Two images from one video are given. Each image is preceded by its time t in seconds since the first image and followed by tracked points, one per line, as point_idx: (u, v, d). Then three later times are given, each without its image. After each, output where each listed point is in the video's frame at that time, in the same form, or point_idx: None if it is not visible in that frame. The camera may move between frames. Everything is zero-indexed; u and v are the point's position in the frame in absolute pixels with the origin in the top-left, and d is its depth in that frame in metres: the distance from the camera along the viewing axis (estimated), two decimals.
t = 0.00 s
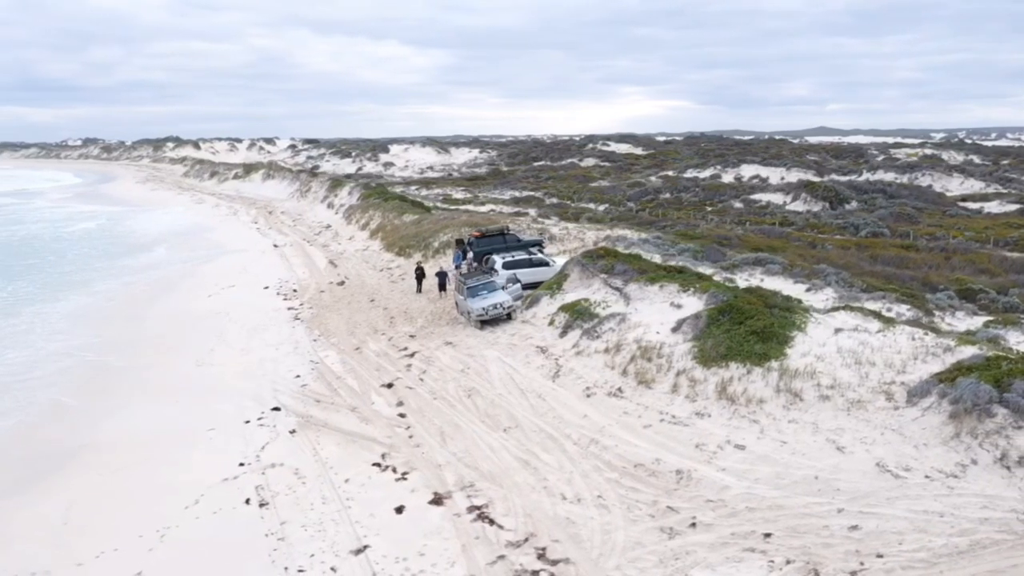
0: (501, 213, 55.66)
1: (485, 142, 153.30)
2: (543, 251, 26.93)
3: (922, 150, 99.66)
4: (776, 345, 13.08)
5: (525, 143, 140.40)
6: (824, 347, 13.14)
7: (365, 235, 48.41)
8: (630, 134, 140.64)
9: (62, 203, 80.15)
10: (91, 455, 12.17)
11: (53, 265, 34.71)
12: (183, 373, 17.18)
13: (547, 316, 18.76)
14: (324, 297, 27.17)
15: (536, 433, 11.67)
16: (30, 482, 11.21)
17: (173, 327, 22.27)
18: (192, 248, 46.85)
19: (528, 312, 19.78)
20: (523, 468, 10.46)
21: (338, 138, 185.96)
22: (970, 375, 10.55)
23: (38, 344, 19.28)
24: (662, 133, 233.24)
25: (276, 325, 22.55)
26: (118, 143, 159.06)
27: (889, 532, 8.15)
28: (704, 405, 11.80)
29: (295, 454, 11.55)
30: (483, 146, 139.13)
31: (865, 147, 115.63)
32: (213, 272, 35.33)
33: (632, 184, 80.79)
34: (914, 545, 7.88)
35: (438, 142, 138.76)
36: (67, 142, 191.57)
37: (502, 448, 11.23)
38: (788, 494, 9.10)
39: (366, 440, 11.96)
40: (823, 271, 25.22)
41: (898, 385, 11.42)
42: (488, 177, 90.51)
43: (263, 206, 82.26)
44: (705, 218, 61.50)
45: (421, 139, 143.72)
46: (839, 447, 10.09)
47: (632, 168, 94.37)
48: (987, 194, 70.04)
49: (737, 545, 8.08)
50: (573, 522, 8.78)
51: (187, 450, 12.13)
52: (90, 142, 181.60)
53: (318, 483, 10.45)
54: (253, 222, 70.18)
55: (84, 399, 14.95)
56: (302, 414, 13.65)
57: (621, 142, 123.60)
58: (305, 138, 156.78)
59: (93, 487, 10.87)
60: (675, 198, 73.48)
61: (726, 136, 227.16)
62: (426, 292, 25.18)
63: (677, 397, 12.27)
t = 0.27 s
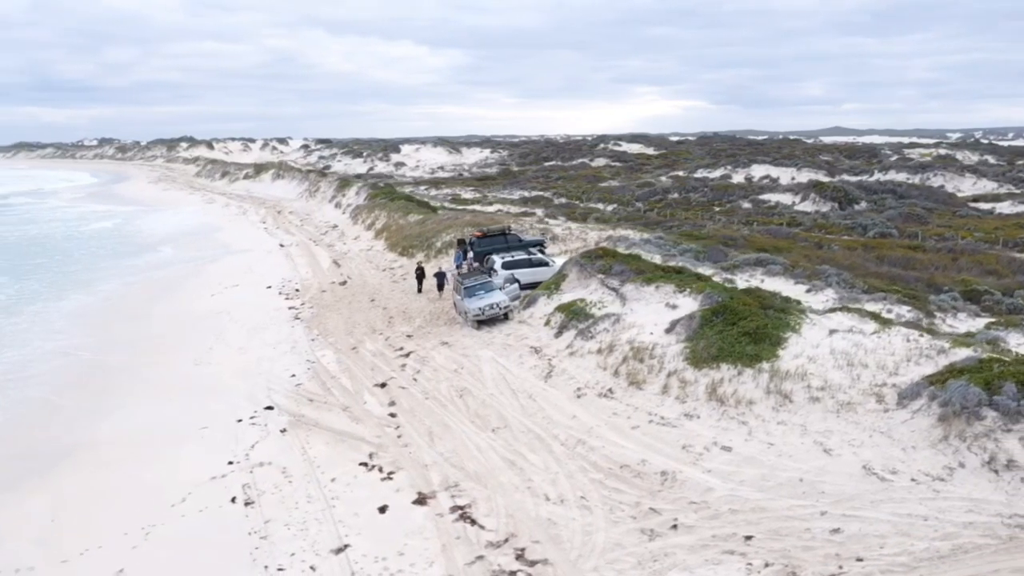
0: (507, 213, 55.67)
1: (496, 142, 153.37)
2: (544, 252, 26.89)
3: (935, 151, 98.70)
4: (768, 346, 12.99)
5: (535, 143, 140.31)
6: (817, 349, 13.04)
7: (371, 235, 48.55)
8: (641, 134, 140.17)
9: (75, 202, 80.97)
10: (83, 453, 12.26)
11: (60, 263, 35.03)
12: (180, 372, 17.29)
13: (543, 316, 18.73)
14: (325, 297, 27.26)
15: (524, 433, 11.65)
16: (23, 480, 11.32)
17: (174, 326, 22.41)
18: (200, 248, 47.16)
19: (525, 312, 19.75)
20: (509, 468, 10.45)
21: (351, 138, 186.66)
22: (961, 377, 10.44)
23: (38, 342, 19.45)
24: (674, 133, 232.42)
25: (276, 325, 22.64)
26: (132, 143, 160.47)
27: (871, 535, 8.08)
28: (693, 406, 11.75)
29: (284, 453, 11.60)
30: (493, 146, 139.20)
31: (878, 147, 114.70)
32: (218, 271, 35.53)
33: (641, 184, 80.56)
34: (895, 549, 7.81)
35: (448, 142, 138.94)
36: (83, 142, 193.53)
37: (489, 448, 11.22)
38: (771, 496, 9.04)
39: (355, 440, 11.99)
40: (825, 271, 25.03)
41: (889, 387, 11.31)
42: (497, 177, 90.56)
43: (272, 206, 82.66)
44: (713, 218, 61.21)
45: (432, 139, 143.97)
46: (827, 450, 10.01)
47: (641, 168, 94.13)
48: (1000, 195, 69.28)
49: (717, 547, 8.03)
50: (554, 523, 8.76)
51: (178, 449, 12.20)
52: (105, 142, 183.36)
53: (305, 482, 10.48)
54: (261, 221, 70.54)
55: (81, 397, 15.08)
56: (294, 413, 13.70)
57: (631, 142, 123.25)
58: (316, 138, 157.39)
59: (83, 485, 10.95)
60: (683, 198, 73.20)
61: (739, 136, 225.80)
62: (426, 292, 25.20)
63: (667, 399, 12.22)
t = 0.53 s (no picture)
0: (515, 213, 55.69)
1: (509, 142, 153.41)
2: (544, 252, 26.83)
3: (951, 151, 97.54)
4: (759, 348, 12.87)
5: (555, 143, 139.74)
6: (808, 350, 12.93)
7: (378, 235, 48.69)
8: (653, 134, 139.67)
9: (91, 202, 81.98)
10: (76, 451, 12.39)
11: (68, 260, 35.37)
12: (176, 370, 17.41)
13: (539, 316, 18.70)
14: (326, 296, 27.37)
15: (511, 433, 11.64)
16: (13, 478, 11.44)
17: (174, 325, 22.58)
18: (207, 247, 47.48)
19: (521, 313, 19.72)
20: (492, 468, 10.44)
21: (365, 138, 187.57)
22: (949, 379, 10.31)
23: (39, 339, 19.65)
24: (687, 133, 231.19)
25: (275, 324, 22.76)
26: (149, 143, 162.10)
27: (850, 538, 8.01)
28: (681, 408, 11.68)
29: (271, 452, 11.64)
30: (505, 146, 139.27)
31: (893, 147, 113.59)
32: (224, 270, 35.73)
33: (651, 184, 80.29)
34: (873, 553, 7.73)
35: (461, 142, 139.17)
36: (101, 142, 195.70)
37: (475, 448, 11.21)
38: (752, 499, 8.98)
39: (343, 439, 12.02)
40: (827, 272, 24.80)
41: (878, 389, 11.19)
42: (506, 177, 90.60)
43: (283, 205, 83.14)
44: (721, 219, 60.90)
45: (443, 140, 144.21)
46: (812, 453, 9.92)
47: (651, 169, 93.84)
48: (1014, 195, 68.37)
49: (693, 550, 7.98)
50: (532, 524, 8.73)
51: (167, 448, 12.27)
52: (123, 142, 185.51)
53: (289, 481, 10.52)
54: (271, 221, 70.92)
55: (77, 396, 15.20)
56: (285, 412, 13.74)
57: (642, 142, 122.87)
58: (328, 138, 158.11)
59: (72, 483, 11.05)
60: (693, 198, 72.88)
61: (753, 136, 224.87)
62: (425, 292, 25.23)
63: (655, 400, 12.15)
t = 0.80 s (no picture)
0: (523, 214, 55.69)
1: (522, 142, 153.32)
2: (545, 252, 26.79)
3: (968, 151, 96.14)
4: (748, 349, 12.79)
5: (568, 143, 139.53)
6: (798, 352, 12.81)
7: (385, 234, 48.86)
8: (670, 133, 139.06)
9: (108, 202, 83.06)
10: (67, 449, 12.52)
11: (78, 259, 35.81)
12: (174, 369, 17.56)
13: (534, 316, 18.69)
14: (328, 296, 27.52)
15: (496, 433, 11.64)
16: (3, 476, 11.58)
17: (176, 323, 22.77)
18: (216, 246, 47.86)
19: (518, 313, 19.72)
20: (473, 468, 10.44)
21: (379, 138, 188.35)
22: (936, 382, 10.20)
23: (41, 338, 19.93)
24: (701, 133, 230.03)
25: (275, 323, 22.89)
26: (167, 143, 163.90)
27: (824, 542, 7.93)
28: (666, 409, 11.63)
29: (257, 450, 11.71)
30: (518, 146, 139.20)
31: (909, 147, 112.30)
32: (230, 269, 36.01)
33: (661, 185, 79.95)
34: (846, 557, 7.66)
35: (473, 142, 139.30)
36: (119, 142, 198.02)
37: (458, 448, 11.22)
38: (729, 501, 8.92)
39: (329, 438, 12.07)
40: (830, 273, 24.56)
41: (865, 392, 11.08)
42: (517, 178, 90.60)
43: (294, 205, 83.65)
44: (731, 220, 60.50)
45: (460, 140, 144.41)
46: (794, 455, 9.84)
47: (663, 169, 93.47)
48: None
49: (666, 552, 7.93)
50: (507, 524, 8.73)
51: (156, 445, 12.38)
52: (141, 142, 187.63)
53: (272, 479, 10.58)
54: (281, 220, 71.37)
55: (74, 394, 15.38)
56: (276, 410, 13.82)
57: (655, 142, 122.30)
58: (342, 138, 158.87)
59: (60, 480, 11.17)
60: (703, 198, 72.49)
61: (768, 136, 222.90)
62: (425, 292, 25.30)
63: (641, 401, 12.10)
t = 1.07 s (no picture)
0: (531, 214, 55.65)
1: (534, 142, 153.18)
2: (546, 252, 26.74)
3: (984, 150, 94.82)
4: (738, 350, 12.71)
5: (580, 143, 139.24)
6: (788, 353, 12.71)
7: (391, 234, 48.99)
8: (683, 133, 138.36)
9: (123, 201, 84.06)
10: (60, 446, 12.67)
11: (87, 258, 36.24)
12: (171, 367, 17.71)
13: (530, 316, 18.67)
14: (329, 295, 27.64)
15: (482, 433, 11.64)
16: None
17: (177, 322, 22.96)
18: (225, 245, 48.22)
19: (514, 313, 19.69)
20: (456, 468, 10.45)
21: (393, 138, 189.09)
22: (923, 384, 10.08)
23: (44, 336, 20.18)
24: (714, 133, 228.82)
25: (275, 322, 23.02)
26: (184, 143, 165.54)
27: (801, 545, 7.86)
28: (653, 410, 11.58)
29: (245, 449, 11.79)
30: (529, 146, 139.10)
31: (925, 147, 111.07)
32: (236, 269, 36.25)
33: (671, 185, 79.63)
34: (822, 560, 7.59)
35: (485, 142, 139.40)
36: (138, 142, 200.60)
37: (444, 447, 11.23)
38: (709, 503, 8.87)
39: (317, 437, 12.11)
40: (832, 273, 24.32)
41: (853, 393, 10.97)
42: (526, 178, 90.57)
43: (304, 205, 84.10)
44: (740, 220, 60.12)
45: (472, 140, 144.58)
46: (778, 457, 9.76)
47: (674, 169, 93.06)
48: None
49: (640, 553, 7.90)
50: (485, 524, 8.73)
51: (146, 443, 12.48)
52: (158, 142, 189.48)
53: (257, 478, 10.63)
54: (290, 220, 71.76)
55: (71, 392, 15.57)
56: (267, 409, 13.89)
57: (666, 142, 121.76)
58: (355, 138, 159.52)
59: (50, 477, 11.31)
60: (712, 198, 72.12)
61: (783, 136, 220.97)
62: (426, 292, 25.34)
63: (629, 402, 12.06)
